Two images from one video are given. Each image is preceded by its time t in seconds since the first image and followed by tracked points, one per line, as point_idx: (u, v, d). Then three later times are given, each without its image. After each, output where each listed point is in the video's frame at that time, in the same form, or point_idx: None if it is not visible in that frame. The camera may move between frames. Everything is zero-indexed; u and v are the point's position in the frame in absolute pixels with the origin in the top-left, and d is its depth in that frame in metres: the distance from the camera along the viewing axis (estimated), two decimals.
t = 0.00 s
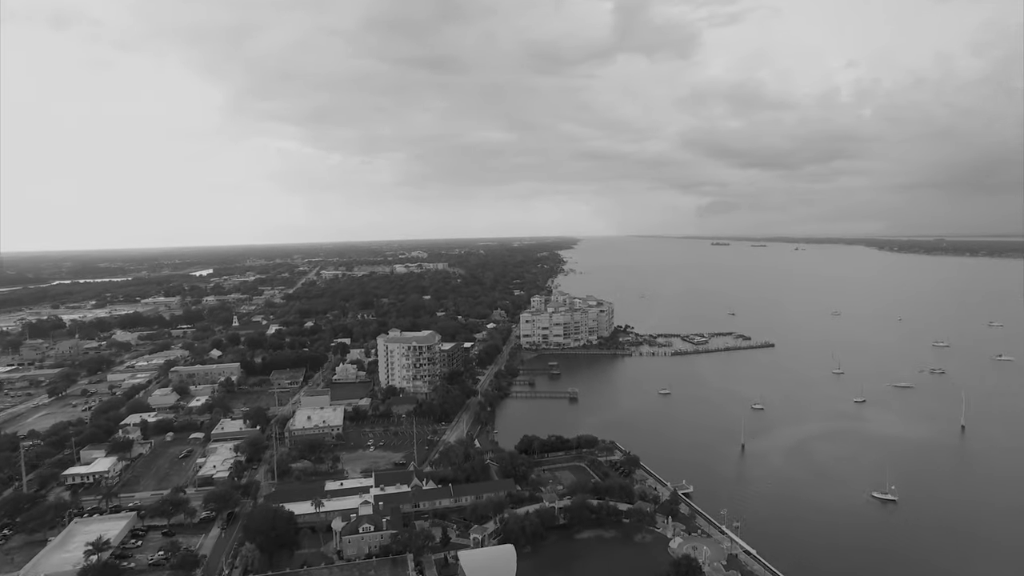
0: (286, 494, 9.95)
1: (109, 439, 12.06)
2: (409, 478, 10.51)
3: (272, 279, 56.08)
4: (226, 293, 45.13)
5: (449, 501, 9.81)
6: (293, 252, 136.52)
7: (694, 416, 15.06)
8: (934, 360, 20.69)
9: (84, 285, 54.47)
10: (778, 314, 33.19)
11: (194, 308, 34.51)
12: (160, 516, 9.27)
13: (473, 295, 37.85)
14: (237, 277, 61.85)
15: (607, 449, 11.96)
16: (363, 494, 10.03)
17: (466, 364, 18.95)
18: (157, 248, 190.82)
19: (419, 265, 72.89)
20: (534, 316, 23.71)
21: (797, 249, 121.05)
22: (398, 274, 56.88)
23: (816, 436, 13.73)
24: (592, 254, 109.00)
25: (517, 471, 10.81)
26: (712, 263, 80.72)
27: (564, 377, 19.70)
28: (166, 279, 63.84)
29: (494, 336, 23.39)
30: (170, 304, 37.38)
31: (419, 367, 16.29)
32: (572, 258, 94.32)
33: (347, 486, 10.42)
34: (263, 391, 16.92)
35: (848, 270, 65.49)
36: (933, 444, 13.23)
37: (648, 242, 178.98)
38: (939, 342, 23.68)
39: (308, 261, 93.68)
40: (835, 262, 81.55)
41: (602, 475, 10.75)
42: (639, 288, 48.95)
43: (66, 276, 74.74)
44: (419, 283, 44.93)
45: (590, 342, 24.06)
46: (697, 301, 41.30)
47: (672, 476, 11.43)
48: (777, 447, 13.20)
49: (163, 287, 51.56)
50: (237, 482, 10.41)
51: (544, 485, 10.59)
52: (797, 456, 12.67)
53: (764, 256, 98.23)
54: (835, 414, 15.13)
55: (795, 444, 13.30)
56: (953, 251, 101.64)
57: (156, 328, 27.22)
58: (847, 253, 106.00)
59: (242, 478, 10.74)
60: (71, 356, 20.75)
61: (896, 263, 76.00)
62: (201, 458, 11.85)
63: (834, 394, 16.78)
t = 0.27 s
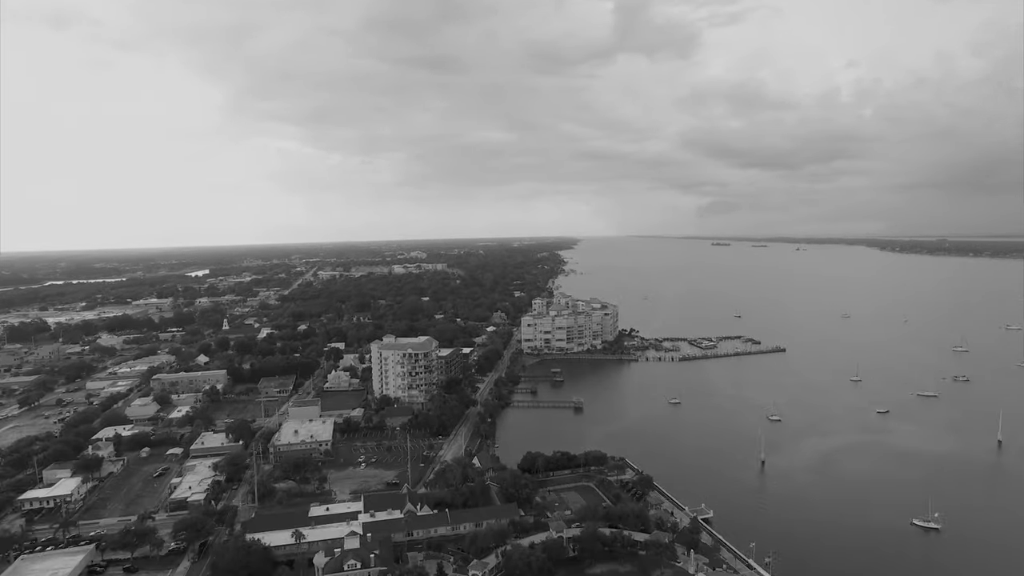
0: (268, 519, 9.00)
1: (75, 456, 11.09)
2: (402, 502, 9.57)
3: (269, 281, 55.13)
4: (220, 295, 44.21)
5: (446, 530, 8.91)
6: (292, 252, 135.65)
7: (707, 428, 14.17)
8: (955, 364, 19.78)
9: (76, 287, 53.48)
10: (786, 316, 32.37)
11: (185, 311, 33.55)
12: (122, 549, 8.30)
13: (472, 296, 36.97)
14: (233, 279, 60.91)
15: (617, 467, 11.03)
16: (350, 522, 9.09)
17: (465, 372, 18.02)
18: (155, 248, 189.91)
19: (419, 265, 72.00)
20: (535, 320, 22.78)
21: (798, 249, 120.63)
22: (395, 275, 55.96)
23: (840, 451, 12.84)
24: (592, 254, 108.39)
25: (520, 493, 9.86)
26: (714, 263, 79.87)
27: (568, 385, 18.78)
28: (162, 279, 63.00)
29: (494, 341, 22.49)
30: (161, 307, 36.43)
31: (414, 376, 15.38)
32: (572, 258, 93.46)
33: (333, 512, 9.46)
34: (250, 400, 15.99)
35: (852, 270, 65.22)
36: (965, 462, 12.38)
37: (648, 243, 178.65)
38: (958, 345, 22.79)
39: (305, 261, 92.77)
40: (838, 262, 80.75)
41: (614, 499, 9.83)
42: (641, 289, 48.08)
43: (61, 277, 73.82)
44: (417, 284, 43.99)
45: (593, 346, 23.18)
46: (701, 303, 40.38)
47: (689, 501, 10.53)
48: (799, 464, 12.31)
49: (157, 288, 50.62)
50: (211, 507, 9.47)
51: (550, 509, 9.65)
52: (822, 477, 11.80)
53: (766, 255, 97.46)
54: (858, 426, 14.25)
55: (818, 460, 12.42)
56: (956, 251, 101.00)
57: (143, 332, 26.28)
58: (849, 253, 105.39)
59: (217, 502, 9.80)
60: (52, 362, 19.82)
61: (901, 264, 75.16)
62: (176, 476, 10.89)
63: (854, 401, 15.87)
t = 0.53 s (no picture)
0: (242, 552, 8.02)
1: (34, 477, 10.09)
2: (392, 533, 8.56)
3: (265, 282, 54.17)
4: (214, 296, 43.22)
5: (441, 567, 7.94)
6: (289, 253, 134.72)
7: (723, 442, 13.24)
8: (978, 372, 18.84)
9: (68, 287, 52.48)
10: (794, 320, 31.44)
11: (176, 313, 32.57)
12: None
13: (471, 298, 36.02)
14: (228, 280, 59.89)
15: (629, 490, 10.06)
16: (333, 556, 8.11)
17: (463, 380, 17.02)
18: (153, 248, 189.03)
19: (417, 266, 71.06)
20: (537, 324, 21.77)
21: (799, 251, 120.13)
22: (393, 276, 54.94)
23: (869, 469, 11.85)
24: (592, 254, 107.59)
25: (524, 523, 8.88)
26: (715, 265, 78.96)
27: (572, 394, 17.77)
28: (157, 280, 62.09)
29: (493, 346, 21.53)
30: (152, 309, 35.46)
31: (409, 387, 14.39)
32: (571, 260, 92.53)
33: (314, 544, 8.45)
34: (234, 412, 14.97)
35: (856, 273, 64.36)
36: (1006, 479, 11.43)
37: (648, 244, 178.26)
38: (978, 352, 21.87)
39: (302, 262, 91.77)
40: (840, 265, 79.91)
41: (628, 529, 8.87)
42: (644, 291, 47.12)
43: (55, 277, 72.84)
44: (415, 286, 42.99)
45: (597, 352, 22.23)
46: (705, 307, 39.37)
47: (711, 531, 9.52)
48: (826, 484, 11.31)
49: (151, 289, 49.64)
50: (178, 538, 8.47)
51: (557, 542, 8.69)
52: (852, 498, 10.80)
53: (767, 257, 96.62)
54: (884, 439, 13.32)
55: (846, 478, 11.42)
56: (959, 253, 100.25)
57: (130, 336, 25.31)
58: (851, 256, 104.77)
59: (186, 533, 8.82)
60: (27, 369, 18.79)
61: (904, 268, 74.34)
62: (145, 498, 9.90)
63: (878, 413, 14.89)
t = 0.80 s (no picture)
0: None
1: None
2: (380, 571, 7.49)
3: (259, 283, 53.15)
4: (206, 298, 42.20)
5: None
6: (288, 253, 133.85)
7: (741, 457, 12.23)
8: (1005, 381, 17.85)
9: (58, 289, 51.45)
10: (801, 324, 30.49)
11: (165, 316, 31.55)
12: None
13: (469, 300, 35.04)
14: (223, 281, 58.88)
15: (643, 517, 9.07)
16: None
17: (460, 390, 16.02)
18: (150, 248, 188.13)
19: (415, 267, 70.10)
20: (538, 328, 20.75)
21: (800, 250, 119.59)
22: (390, 277, 53.92)
23: (903, 486, 10.84)
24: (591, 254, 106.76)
25: (527, 560, 7.89)
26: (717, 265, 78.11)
27: (575, 405, 16.74)
28: (151, 281, 61.10)
29: (492, 352, 20.53)
30: (141, 312, 34.43)
31: (402, 399, 13.37)
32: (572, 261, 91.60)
33: None
34: (214, 425, 13.92)
35: (861, 274, 63.51)
36: None
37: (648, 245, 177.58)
38: (1000, 358, 20.89)
39: (300, 263, 90.77)
40: (843, 265, 79.05)
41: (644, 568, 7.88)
42: (646, 292, 46.19)
43: (48, 278, 71.87)
44: (412, 287, 42.00)
45: (600, 358, 21.22)
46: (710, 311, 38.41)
47: (738, 569, 8.37)
48: (859, 507, 10.25)
49: (142, 291, 48.66)
50: None
51: None
52: (889, 520, 9.78)
53: (767, 257, 95.83)
54: (916, 454, 12.31)
55: (881, 498, 10.42)
56: (961, 253, 99.46)
57: (114, 341, 24.28)
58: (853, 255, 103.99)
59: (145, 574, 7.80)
60: None
61: (907, 268, 73.55)
62: (105, 528, 8.87)
63: (906, 427, 13.80)
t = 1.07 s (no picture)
0: None
1: None
2: None
3: (255, 285, 52.15)
4: (200, 300, 41.18)
5: None
6: (286, 254, 132.89)
7: (765, 477, 11.28)
8: None
9: (50, 290, 50.46)
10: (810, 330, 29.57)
11: (154, 319, 30.50)
12: None
13: (468, 303, 34.05)
14: (218, 282, 57.84)
15: (664, 552, 8.10)
16: None
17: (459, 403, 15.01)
18: (148, 248, 187.24)
19: (414, 268, 69.14)
20: (542, 334, 19.72)
21: (802, 250, 118.80)
22: (389, 278, 52.98)
23: (945, 513, 9.90)
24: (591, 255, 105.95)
25: None
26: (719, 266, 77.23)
27: (581, 416, 15.73)
28: (146, 281, 60.13)
29: (493, 359, 19.52)
30: (130, 314, 33.40)
31: (395, 414, 12.34)
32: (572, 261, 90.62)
33: None
34: (193, 441, 12.84)
35: (865, 277, 62.69)
36: None
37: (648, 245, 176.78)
38: None
39: (297, 264, 89.68)
40: (847, 267, 78.16)
41: None
42: (650, 295, 45.25)
43: (43, 279, 70.90)
44: (409, 289, 40.98)
45: (606, 365, 20.21)
46: (715, 315, 37.42)
47: None
48: (899, 536, 9.30)
49: (135, 292, 47.66)
50: None
51: None
52: (936, 552, 8.83)
53: (769, 258, 95.01)
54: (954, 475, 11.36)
55: (923, 526, 9.46)
56: (964, 253, 98.71)
57: (97, 345, 23.25)
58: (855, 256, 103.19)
59: None
60: None
61: (912, 270, 72.70)
62: (53, 568, 7.81)
63: (939, 445, 12.79)
